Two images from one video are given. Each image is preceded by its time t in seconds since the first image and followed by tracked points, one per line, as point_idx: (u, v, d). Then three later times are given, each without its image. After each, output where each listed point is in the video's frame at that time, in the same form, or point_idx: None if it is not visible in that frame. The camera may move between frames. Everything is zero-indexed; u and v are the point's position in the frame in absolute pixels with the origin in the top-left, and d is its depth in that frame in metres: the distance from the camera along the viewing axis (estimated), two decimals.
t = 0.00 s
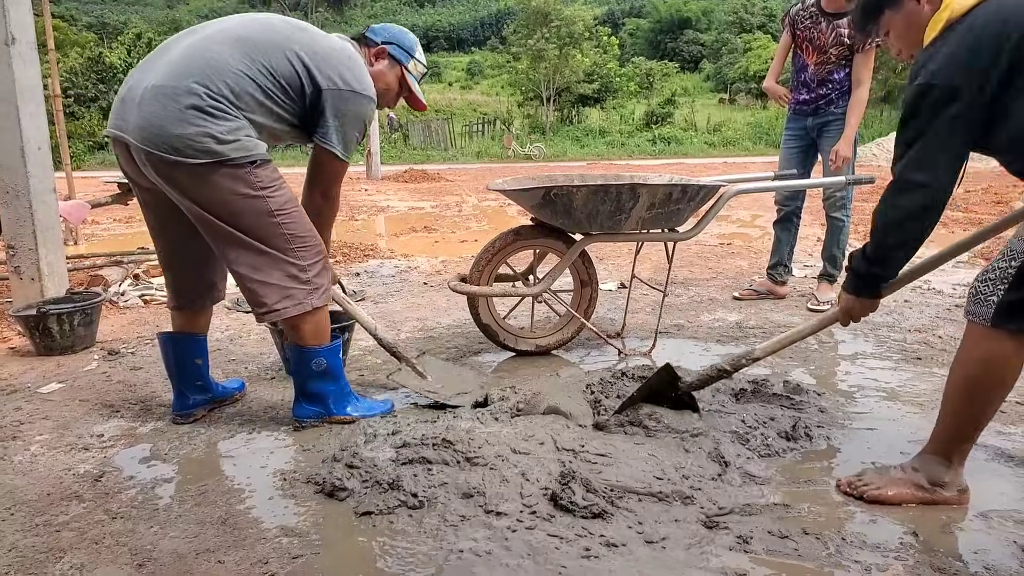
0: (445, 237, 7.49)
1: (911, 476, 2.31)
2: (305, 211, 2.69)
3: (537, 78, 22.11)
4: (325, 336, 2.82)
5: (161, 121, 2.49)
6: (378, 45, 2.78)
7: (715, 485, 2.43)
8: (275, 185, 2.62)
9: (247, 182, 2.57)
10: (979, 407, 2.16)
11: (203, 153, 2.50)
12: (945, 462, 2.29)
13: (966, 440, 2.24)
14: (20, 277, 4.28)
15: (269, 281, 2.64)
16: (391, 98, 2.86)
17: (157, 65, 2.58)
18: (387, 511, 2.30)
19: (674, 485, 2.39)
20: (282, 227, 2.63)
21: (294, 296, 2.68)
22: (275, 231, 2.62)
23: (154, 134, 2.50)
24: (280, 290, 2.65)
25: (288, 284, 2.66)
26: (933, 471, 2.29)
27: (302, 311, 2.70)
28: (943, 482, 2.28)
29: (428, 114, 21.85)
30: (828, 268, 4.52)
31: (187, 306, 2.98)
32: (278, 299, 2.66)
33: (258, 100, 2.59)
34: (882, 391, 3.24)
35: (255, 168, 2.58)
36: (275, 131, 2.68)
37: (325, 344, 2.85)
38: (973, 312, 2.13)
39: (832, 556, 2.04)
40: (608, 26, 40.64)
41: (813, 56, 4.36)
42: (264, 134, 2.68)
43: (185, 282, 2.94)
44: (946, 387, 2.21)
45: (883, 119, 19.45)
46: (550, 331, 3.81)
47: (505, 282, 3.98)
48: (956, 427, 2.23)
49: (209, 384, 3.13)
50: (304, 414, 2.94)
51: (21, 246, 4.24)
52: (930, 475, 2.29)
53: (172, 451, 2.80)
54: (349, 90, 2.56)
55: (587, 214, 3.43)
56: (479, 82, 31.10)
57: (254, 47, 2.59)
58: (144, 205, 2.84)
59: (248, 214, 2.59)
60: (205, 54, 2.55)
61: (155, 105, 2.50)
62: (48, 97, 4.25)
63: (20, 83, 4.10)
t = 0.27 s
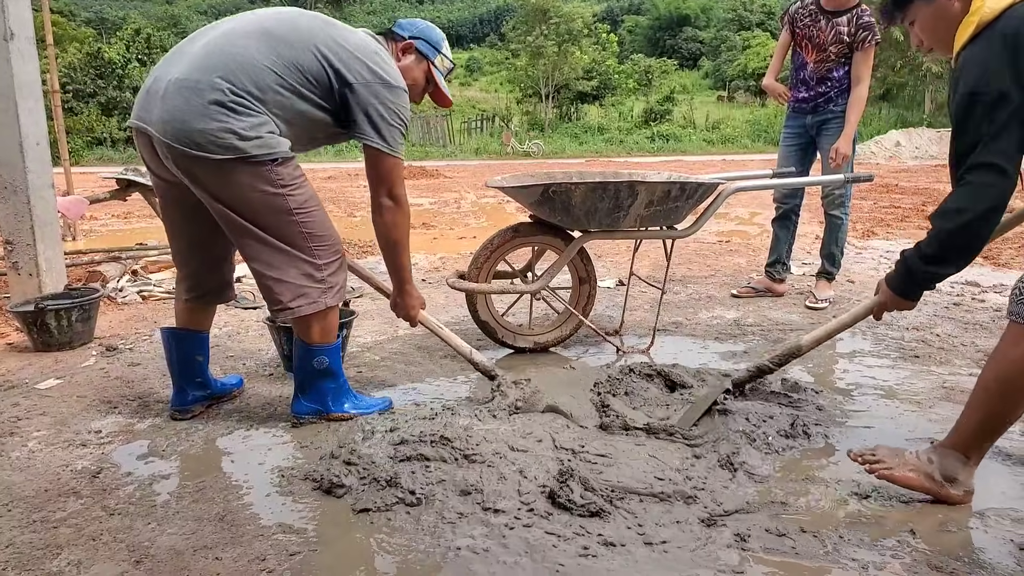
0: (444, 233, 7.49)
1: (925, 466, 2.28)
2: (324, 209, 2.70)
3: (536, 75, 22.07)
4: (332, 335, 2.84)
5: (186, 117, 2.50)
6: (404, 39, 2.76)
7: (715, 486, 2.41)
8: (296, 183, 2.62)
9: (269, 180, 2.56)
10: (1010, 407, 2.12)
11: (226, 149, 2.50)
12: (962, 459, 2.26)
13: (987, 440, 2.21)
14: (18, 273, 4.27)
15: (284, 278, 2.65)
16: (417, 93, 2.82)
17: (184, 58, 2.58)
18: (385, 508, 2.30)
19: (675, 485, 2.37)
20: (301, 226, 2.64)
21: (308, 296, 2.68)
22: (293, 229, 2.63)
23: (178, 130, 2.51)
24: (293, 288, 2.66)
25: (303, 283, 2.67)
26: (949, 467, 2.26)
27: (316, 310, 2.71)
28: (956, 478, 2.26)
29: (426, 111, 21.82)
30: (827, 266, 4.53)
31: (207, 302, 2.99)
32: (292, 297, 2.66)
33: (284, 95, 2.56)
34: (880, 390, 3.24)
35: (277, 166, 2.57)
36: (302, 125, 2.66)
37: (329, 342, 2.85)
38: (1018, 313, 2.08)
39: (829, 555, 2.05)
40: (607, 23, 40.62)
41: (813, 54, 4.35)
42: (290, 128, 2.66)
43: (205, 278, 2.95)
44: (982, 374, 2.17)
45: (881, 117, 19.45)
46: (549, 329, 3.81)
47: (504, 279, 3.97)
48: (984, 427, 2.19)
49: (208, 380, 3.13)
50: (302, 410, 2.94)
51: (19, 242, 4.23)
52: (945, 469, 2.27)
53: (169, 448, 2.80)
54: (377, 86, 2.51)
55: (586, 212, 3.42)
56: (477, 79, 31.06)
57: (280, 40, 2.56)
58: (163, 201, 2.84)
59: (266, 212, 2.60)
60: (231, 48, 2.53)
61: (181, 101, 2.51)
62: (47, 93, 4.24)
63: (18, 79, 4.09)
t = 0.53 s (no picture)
0: (442, 232, 7.48)
1: (928, 458, 2.29)
2: (334, 209, 2.70)
3: (534, 73, 22.04)
4: (334, 334, 2.84)
5: (198, 113, 2.50)
6: (403, 6, 2.70)
7: (712, 483, 2.41)
8: (309, 182, 2.63)
9: (282, 178, 2.57)
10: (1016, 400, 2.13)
11: (240, 143, 2.50)
12: (966, 456, 2.27)
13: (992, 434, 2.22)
14: (15, 272, 4.26)
15: (290, 279, 2.65)
16: (418, 60, 2.80)
17: (192, 52, 2.58)
18: (383, 506, 2.30)
19: (674, 483, 2.37)
20: (311, 225, 2.64)
21: (314, 296, 2.69)
22: (303, 230, 2.63)
23: (191, 126, 2.51)
24: (300, 289, 2.67)
25: (309, 283, 2.67)
26: (953, 461, 2.27)
27: (321, 310, 2.72)
28: (960, 473, 2.27)
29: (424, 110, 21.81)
30: (825, 264, 4.53)
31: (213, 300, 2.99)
32: (297, 298, 2.67)
33: (291, 81, 2.57)
34: (878, 387, 3.25)
35: (291, 163, 2.58)
36: (310, 107, 2.67)
37: (329, 341, 2.85)
38: None
39: (827, 552, 2.05)
40: (605, 21, 40.62)
41: (812, 51, 4.36)
42: (297, 110, 2.67)
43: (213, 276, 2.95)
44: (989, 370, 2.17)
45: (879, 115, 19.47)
46: (547, 327, 3.81)
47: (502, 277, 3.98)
48: (991, 424, 2.20)
49: (207, 380, 3.12)
50: (301, 409, 2.94)
51: (16, 241, 4.22)
52: (949, 463, 2.27)
53: (168, 447, 2.80)
54: (378, 59, 2.51)
55: (584, 210, 3.43)
56: (475, 78, 31.04)
57: (281, 26, 2.55)
58: (174, 197, 2.84)
59: (277, 211, 2.60)
60: (237, 39, 2.53)
61: (192, 96, 2.51)
62: (43, 92, 4.24)
63: (15, 78, 4.08)
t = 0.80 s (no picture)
0: (441, 232, 7.49)
1: (918, 462, 2.30)
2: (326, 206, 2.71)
3: (534, 73, 22.02)
4: (327, 332, 2.83)
5: (196, 107, 2.50)
6: None
7: (710, 482, 2.41)
8: (301, 179, 2.62)
9: (274, 173, 2.57)
10: (1000, 401, 2.10)
11: (239, 135, 2.51)
12: (958, 454, 2.26)
13: (979, 434, 2.20)
14: (14, 272, 4.26)
15: (277, 278, 2.65)
16: (406, 50, 2.83)
17: (186, 47, 2.59)
18: (383, 505, 2.30)
19: (674, 483, 2.37)
20: (301, 222, 2.63)
21: (301, 295, 2.68)
22: (293, 227, 2.63)
23: (189, 120, 2.51)
24: (287, 288, 2.66)
25: (297, 282, 2.66)
26: (944, 462, 2.26)
27: (308, 309, 2.70)
28: (953, 473, 2.26)
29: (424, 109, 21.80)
30: (825, 264, 4.54)
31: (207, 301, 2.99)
32: (284, 297, 2.66)
33: (285, 70, 2.58)
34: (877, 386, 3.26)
35: (286, 158, 2.58)
36: (305, 96, 2.68)
37: (324, 339, 2.85)
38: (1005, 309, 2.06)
39: (826, 551, 2.05)
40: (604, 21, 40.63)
41: (812, 50, 4.37)
42: (292, 103, 2.67)
43: (206, 276, 2.96)
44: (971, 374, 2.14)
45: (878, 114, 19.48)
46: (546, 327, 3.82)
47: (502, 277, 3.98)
48: (977, 423, 2.18)
49: (206, 378, 3.12)
50: (299, 408, 2.94)
51: (16, 241, 4.22)
52: (940, 464, 2.27)
53: (168, 446, 2.80)
54: (367, 38, 2.53)
55: (583, 209, 3.43)
56: (475, 77, 31.02)
57: (273, 18, 2.57)
58: (169, 195, 2.84)
59: (267, 207, 2.59)
60: (231, 33, 2.54)
61: (189, 91, 2.51)
62: (43, 91, 4.23)
63: (14, 77, 4.07)
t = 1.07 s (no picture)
0: (439, 231, 7.48)
1: (901, 472, 2.33)
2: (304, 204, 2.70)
3: (531, 72, 21.99)
4: (317, 329, 2.83)
5: (170, 107, 2.51)
6: None
7: (709, 482, 2.41)
8: (279, 175, 2.63)
9: (252, 170, 2.57)
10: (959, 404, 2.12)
11: (212, 134, 2.51)
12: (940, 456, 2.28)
13: (947, 435, 2.21)
14: (10, 271, 4.25)
15: (259, 276, 2.63)
16: (382, 42, 2.84)
17: (160, 48, 2.60)
18: (380, 505, 2.30)
19: (671, 482, 2.37)
20: (280, 219, 2.63)
21: (283, 293, 2.67)
22: (272, 224, 2.62)
23: (163, 121, 2.53)
24: (269, 285, 2.64)
25: (279, 279, 2.65)
26: (926, 465, 2.28)
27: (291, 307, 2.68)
28: (936, 476, 2.28)
29: (421, 109, 21.78)
30: (822, 263, 4.54)
31: (191, 304, 2.99)
32: (266, 295, 2.65)
33: (260, 66, 2.58)
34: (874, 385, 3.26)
35: (262, 155, 2.58)
36: (282, 94, 2.67)
37: (316, 336, 2.84)
38: (950, 307, 2.06)
39: (823, 549, 2.06)
40: (601, 20, 40.65)
41: (809, 50, 4.37)
42: (270, 101, 2.66)
43: (190, 279, 2.97)
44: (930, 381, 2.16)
45: (875, 113, 19.51)
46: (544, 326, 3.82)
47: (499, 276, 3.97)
48: (942, 421, 2.19)
49: (202, 378, 3.11)
50: (296, 408, 2.93)
51: (11, 240, 4.21)
52: (923, 471, 2.29)
53: (164, 445, 2.80)
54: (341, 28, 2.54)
55: (580, 208, 3.43)
56: (472, 76, 30.98)
57: (245, 16, 2.57)
58: (153, 199, 2.85)
59: (246, 204, 2.59)
60: (203, 32, 2.54)
61: (163, 91, 2.52)
62: (38, 90, 4.22)
63: (9, 76, 4.06)
